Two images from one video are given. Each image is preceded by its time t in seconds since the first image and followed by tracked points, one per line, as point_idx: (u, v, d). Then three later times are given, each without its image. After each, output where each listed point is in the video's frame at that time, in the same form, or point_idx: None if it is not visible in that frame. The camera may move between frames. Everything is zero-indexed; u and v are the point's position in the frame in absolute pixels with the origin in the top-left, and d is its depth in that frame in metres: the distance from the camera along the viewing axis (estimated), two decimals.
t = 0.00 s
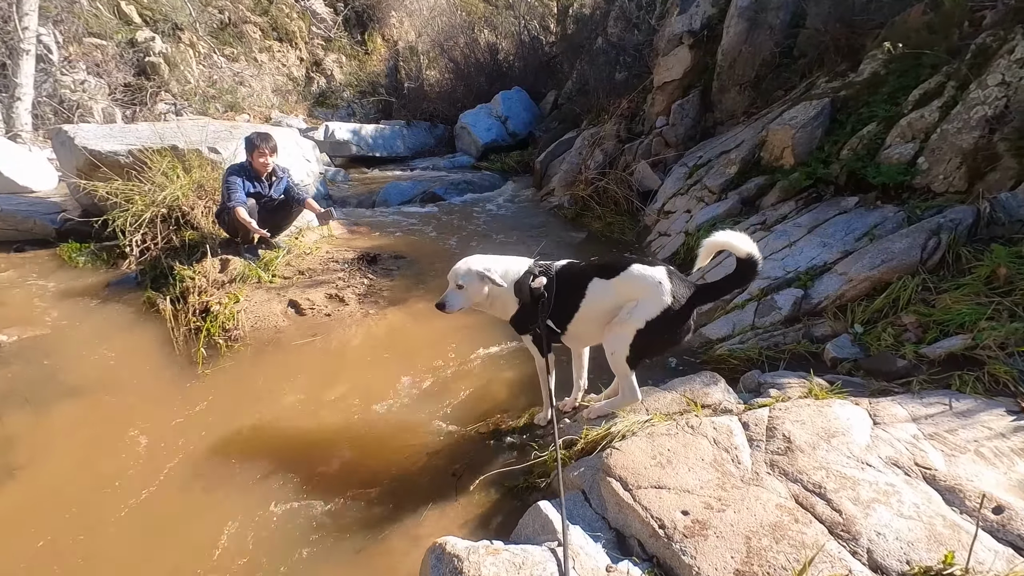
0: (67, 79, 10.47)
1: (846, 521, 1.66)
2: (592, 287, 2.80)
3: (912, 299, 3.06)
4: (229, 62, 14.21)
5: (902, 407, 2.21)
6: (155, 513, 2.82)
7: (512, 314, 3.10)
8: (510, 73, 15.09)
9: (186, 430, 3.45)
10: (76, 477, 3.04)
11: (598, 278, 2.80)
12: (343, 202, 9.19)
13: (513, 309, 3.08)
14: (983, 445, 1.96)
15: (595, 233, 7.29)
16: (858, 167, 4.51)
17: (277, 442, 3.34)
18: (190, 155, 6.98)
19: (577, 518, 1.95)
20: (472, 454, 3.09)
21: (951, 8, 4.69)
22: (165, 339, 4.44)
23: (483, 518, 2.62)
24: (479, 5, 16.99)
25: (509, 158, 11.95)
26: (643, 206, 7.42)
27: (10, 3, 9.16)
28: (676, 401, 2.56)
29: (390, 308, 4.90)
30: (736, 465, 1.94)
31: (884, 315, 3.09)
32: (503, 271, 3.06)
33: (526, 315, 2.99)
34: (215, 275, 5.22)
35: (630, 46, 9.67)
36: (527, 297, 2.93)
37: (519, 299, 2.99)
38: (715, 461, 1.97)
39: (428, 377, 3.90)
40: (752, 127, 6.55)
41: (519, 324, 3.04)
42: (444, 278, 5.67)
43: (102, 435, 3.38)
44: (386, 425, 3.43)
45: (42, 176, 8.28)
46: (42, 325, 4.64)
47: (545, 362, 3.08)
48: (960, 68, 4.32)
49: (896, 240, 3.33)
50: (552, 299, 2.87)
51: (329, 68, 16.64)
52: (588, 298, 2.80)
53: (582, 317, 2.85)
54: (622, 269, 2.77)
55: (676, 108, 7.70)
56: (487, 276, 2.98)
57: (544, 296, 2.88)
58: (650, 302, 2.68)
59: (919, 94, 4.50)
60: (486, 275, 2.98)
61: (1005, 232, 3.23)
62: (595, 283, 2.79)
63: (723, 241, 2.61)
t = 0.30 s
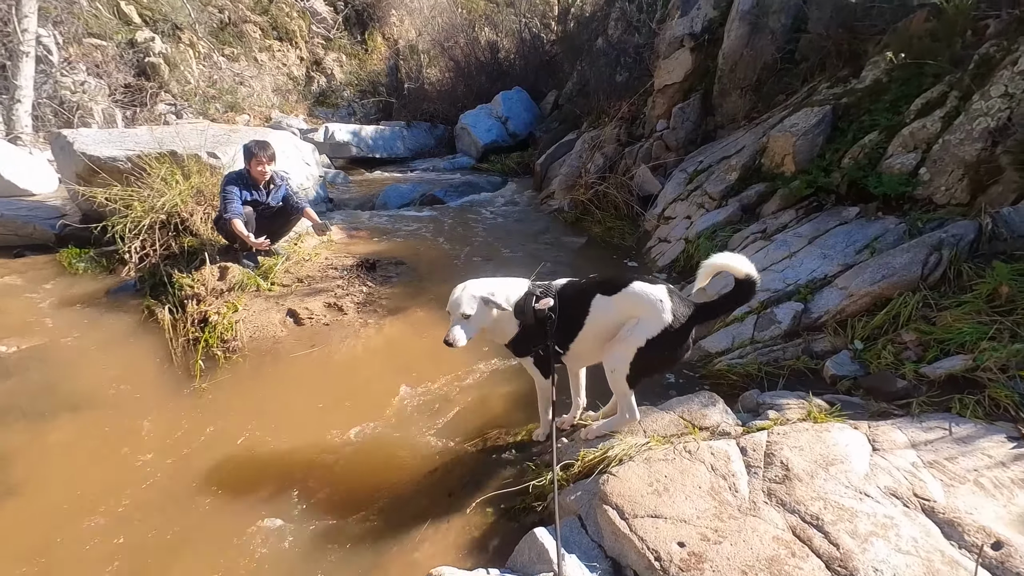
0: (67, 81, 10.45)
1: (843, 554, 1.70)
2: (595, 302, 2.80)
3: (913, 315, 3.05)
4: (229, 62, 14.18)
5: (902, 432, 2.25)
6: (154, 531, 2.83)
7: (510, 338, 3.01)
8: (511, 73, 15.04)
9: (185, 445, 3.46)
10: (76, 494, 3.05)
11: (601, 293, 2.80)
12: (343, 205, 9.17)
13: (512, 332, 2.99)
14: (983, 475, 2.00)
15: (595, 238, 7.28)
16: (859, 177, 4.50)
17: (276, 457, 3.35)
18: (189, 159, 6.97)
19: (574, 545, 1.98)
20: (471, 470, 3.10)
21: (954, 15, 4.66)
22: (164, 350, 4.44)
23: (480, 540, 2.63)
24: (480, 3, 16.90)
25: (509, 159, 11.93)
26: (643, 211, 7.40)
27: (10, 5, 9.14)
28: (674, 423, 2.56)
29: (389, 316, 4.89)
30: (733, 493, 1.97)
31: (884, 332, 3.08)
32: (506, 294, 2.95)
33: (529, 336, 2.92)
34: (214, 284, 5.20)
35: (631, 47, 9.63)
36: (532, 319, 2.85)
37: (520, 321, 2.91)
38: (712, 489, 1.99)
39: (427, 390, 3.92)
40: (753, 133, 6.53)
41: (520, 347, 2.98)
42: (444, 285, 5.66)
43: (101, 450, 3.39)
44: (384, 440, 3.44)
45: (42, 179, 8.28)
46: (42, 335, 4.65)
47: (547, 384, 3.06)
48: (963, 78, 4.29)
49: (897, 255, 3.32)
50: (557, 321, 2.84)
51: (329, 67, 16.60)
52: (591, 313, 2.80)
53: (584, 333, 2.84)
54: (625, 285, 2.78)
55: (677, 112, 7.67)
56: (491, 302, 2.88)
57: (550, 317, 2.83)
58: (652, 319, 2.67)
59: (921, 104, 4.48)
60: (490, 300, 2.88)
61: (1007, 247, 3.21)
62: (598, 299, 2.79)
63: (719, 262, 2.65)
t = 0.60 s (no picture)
0: (66, 77, 10.39)
1: None
2: (592, 307, 2.73)
3: (918, 322, 2.97)
4: (229, 59, 14.10)
5: (907, 447, 2.17)
6: (133, 538, 2.78)
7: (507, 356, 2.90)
8: (513, 70, 14.91)
9: (170, 450, 3.40)
10: (57, 500, 2.99)
11: (598, 297, 2.74)
12: (341, 203, 9.08)
13: (511, 350, 2.86)
14: (992, 495, 1.92)
15: (594, 237, 7.17)
16: (863, 177, 4.40)
17: (263, 464, 3.29)
18: (184, 157, 6.89)
19: (562, 563, 1.92)
20: (459, 481, 3.03)
21: (963, 10, 4.53)
22: (153, 350, 4.38)
23: (467, 553, 2.56)
24: None
25: (510, 157, 11.82)
26: (643, 210, 7.29)
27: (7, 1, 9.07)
28: (670, 433, 2.51)
29: (383, 318, 4.81)
30: (728, 512, 1.92)
31: (889, 339, 3.00)
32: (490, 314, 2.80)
33: (530, 346, 2.83)
34: (206, 283, 5.13)
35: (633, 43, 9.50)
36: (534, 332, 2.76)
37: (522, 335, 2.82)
38: (707, 508, 1.95)
39: (421, 394, 3.86)
40: (756, 130, 6.42)
41: (516, 357, 2.88)
42: (440, 285, 5.58)
43: (85, 454, 3.33)
44: (375, 448, 3.37)
45: (41, 176, 8.21)
46: (32, 335, 4.59)
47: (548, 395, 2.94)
48: (972, 75, 4.17)
49: (902, 259, 3.21)
50: (561, 330, 2.77)
51: (330, 64, 16.49)
52: (588, 319, 2.73)
53: (579, 339, 2.77)
54: (623, 289, 2.71)
55: (678, 109, 7.55)
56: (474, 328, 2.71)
57: (554, 327, 2.76)
58: (650, 326, 2.60)
59: (928, 101, 4.35)
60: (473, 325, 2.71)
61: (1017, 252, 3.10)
62: (598, 302, 2.72)
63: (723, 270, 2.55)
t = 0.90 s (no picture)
0: (69, 69, 10.12)
1: None
2: (610, 300, 2.38)
3: (989, 317, 2.60)
4: (235, 53, 13.85)
5: (1003, 469, 1.94)
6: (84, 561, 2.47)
7: (496, 361, 2.61)
8: (522, 66, 14.54)
9: (135, 457, 3.09)
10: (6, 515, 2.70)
11: (617, 289, 2.39)
12: (341, 195, 8.74)
13: (503, 356, 2.56)
14: None
15: (606, 230, 6.78)
16: (907, 159, 3.95)
17: (236, 477, 2.97)
18: (174, 143, 6.57)
19: None
20: (452, 499, 2.70)
21: None
22: (125, 343, 4.08)
23: None
24: None
25: (517, 151, 11.43)
26: (658, 201, 6.89)
27: None
28: (702, 447, 2.28)
29: (376, 312, 4.45)
30: (785, 551, 1.77)
31: (954, 337, 2.63)
32: (456, 313, 2.60)
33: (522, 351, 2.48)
34: (190, 274, 4.82)
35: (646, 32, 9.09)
36: (524, 338, 2.44)
37: (510, 341, 2.50)
38: (759, 546, 1.79)
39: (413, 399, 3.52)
40: (778, 116, 5.98)
41: (512, 367, 2.54)
42: (441, 278, 5.20)
43: (44, 461, 3.02)
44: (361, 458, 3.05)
45: (41, 167, 7.88)
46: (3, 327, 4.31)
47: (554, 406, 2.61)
48: None
49: (965, 246, 2.84)
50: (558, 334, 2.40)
51: (337, 59, 16.20)
52: (607, 314, 2.38)
53: (596, 338, 2.41)
54: (649, 279, 2.36)
55: (695, 97, 7.11)
56: (430, 330, 2.54)
57: (548, 331, 2.39)
58: (685, 322, 2.26)
59: (981, 75, 3.93)
60: (428, 328, 2.55)
61: None
62: (618, 296, 2.37)
63: (809, 260, 2.21)
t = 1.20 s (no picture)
0: (85, 65, 10.04)
1: None
2: (644, 301, 2.08)
3: None
4: (250, 50, 13.74)
5: None
6: None
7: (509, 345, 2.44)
8: (538, 66, 14.23)
9: (123, 462, 2.84)
10: None
11: (652, 288, 2.08)
12: (354, 190, 8.49)
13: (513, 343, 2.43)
14: None
15: (628, 227, 6.46)
16: (968, 147, 3.58)
17: (230, 488, 2.72)
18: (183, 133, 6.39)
19: None
20: (470, 521, 2.42)
21: None
22: (122, 337, 3.84)
23: None
24: None
25: (534, 148, 11.13)
26: (684, 197, 6.54)
27: None
28: (771, 469, 2.11)
29: (387, 308, 4.19)
30: None
31: None
32: (474, 280, 2.48)
33: (533, 349, 2.25)
34: (194, 266, 4.58)
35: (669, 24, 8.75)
36: (531, 327, 2.18)
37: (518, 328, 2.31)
38: None
39: (425, 403, 3.24)
40: (814, 107, 5.49)
41: (522, 358, 2.31)
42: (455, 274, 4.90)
43: (23, 466, 2.78)
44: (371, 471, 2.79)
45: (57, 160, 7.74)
46: None
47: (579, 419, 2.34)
48: None
49: None
50: (568, 331, 2.18)
51: (352, 58, 16.04)
52: (643, 318, 2.08)
53: (632, 346, 2.13)
54: (690, 276, 2.04)
55: (722, 88, 6.68)
56: (443, 294, 2.41)
57: (553, 324, 2.15)
58: (742, 326, 1.95)
59: None
60: (441, 290, 2.43)
61: None
62: (649, 299, 2.07)
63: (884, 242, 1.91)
